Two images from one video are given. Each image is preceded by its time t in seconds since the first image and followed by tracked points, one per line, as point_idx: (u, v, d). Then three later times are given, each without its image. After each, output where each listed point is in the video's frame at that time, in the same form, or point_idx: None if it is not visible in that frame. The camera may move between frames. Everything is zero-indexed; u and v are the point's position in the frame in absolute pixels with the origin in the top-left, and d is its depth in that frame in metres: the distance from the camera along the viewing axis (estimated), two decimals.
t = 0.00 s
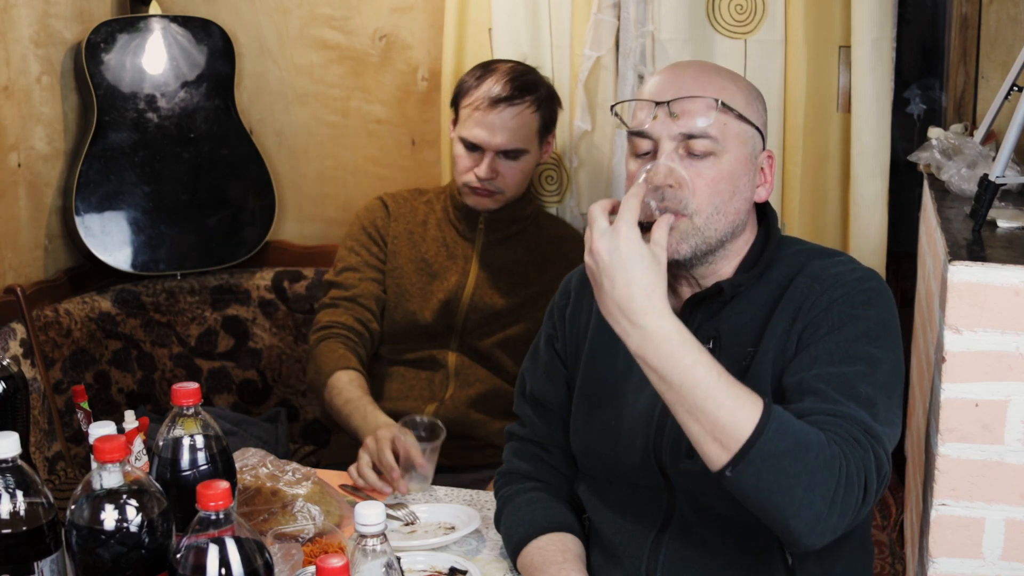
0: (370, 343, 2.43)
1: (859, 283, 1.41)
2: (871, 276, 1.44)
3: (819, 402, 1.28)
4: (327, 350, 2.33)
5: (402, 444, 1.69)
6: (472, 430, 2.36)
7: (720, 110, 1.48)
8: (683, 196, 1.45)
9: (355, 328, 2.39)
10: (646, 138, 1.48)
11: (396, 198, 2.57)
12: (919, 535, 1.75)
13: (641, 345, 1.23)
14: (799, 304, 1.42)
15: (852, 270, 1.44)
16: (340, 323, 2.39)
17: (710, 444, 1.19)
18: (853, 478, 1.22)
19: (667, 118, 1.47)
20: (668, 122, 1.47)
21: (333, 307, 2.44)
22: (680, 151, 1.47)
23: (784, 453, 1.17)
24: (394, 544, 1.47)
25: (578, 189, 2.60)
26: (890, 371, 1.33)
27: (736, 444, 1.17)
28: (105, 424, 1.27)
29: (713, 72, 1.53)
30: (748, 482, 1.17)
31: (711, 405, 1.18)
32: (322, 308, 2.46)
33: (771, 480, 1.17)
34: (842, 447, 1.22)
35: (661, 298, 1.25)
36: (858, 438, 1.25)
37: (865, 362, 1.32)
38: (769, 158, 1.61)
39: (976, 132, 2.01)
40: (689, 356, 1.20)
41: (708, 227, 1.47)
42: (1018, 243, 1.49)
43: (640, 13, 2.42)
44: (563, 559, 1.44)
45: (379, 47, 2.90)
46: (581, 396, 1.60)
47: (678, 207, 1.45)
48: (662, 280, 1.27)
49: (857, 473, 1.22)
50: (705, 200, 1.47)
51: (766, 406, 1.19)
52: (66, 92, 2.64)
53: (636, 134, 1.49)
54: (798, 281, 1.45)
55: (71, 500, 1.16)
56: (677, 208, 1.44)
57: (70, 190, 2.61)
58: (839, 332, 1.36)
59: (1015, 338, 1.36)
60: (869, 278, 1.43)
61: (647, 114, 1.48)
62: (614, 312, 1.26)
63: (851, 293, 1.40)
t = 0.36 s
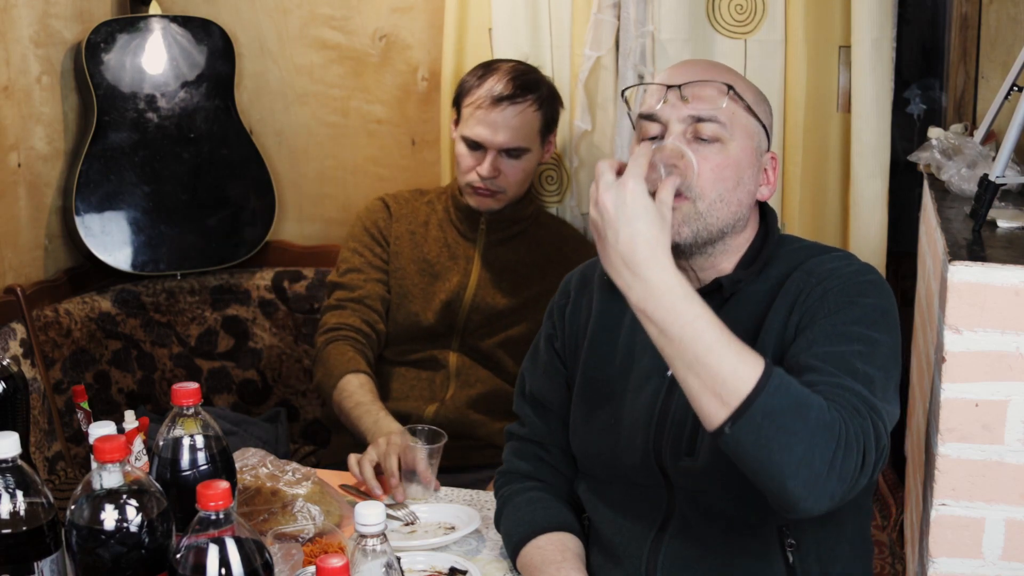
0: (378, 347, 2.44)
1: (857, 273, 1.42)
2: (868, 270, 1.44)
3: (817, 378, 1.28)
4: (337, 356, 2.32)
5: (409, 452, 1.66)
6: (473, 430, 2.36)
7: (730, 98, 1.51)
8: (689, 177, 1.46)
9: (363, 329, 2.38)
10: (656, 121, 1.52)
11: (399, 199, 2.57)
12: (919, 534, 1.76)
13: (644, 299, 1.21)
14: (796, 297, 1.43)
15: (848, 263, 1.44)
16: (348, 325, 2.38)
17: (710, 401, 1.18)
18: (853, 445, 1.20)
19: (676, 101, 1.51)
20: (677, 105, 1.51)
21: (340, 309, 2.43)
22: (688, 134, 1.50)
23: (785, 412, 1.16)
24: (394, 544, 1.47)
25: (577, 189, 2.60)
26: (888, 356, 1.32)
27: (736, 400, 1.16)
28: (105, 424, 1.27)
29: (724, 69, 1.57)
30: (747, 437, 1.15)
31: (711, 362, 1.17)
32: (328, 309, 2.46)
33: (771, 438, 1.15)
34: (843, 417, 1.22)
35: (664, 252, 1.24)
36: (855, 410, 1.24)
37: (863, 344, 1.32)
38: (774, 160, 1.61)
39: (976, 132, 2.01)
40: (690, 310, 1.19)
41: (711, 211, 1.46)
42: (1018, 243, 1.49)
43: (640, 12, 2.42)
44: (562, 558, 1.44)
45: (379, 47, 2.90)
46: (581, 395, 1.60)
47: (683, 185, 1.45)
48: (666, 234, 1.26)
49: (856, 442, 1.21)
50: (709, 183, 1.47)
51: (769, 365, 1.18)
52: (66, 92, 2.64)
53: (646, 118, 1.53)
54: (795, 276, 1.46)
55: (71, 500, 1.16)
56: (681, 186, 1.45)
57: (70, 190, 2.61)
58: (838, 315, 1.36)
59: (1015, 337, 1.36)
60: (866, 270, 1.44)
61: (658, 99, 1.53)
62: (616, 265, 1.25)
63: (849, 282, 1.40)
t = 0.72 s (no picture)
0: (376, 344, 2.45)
1: (852, 265, 1.42)
2: (865, 265, 1.44)
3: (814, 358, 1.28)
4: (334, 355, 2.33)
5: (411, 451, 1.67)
6: (473, 430, 2.36)
7: (738, 92, 1.53)
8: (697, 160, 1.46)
9: (359, 330, 2.39)
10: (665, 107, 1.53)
11: (398, 200, 2.57)
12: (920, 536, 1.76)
13: (646, 255, 1.24)
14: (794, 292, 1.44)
15: (846, 259, 1.44)
16: (345, 326, 2.39)
17: (705, 358, 1.17)
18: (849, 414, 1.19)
19: (687, 88, 1.52)
20: (688, 92, 1.52)
21: (337, 310, 2.44)
22: (696, 121, 1.50)
23: (780, 371, 1.15)
24: (394, 544, 1.47)
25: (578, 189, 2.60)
26: (886, 343, 1.32)
27: (733, 357, 1.15)
28: (105, 424, 1.27)
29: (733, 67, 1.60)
30: (743, 395, 1.14)
31: (710, 320, 1.17)
32: (328, 310, 2.47)
33: (767, 395, 1.14)
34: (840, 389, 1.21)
35: (668, 209, 1.26)
36: (851, 384, 1.23)
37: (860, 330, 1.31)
38: (776, 163, 1.62)
39: (976, 132, 2.01)
40: (690, 266, 1.21)
41: (716, 196, 1.46)
42: (1019, 243, 1.49)
43: (640, 12, 2.41)
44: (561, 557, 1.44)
45: (379, 47, 2.90)
46: (581, 394, 1.60)
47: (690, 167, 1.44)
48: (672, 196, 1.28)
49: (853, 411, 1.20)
50: (716, 170, 1.46)
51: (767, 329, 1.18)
52: (66, 92, 2.64)
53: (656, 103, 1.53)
54: (793, 273, 1.46)
55: (71, 500, 1.16)
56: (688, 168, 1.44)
57: (70, 190, 2.61)
58: (835, 302, 1.36)
59: (1015, 338, 1.36)
60: (864, 267, 1.43)
61: (668, 86, 1.53)
62: (621, 222, 1.28)
63: (845, 274, 1.40)
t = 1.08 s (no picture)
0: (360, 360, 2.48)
1: (854, 268, 1.42)
2: (866, 266, 1.44)
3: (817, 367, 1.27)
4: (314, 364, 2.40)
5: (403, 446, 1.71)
6: (473, 430, 2.37)
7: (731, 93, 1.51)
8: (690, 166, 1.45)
9: (340, 343, 2.44)
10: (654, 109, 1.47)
11: (392, 204, 2.56)
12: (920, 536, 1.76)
13: (644, 282, 1.17)
14: (795, 294, 1.44)
15: (848, 261, 1.44)
16: (325, 341, 2.44)
17: (708, 381, 1.14)
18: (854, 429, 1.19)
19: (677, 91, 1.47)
20: (679, 95, 1.47)
21: (322, 322, 2.48)
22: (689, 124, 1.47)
23: (785, 390, 1.13)
24: (394, 544, 1.47)
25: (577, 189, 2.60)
26: (888, 344, 1.32)
27: (737, 381, 1.12)
28: (105, 424, 1.27)
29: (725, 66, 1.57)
30: (748, 417, 1.12)
31: (711, 341, 1.13)
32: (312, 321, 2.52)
33: (772, 418, 1.12)
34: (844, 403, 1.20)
35: (663, 231, 1.20)
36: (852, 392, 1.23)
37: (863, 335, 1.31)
38: (773, 157, 1.61)
39: (976, 132, 2.01)
40: (691, 290, 1.15)
41: (711, 200, 1.47)
42: (1019, 243, 1.49)
43: (641, 13, 2.40)
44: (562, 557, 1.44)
45: (379, 47, 2.90)
46: (581, 394, 1.60)
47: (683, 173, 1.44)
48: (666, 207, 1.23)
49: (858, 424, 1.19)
50: (709, 174, 1.46)
51: (770, 347, 1.14)
52: (66, 92, 2.65)
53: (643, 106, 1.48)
54: (795, 273, 1.46)
55: (71, 500, 1.16)
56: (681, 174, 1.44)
57: (70, 190, 2.61)
58: (836, 305, 1.36)
59: (1015, 337, 1.36)
60: (866, 269, 1.43)
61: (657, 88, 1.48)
62: (616, 246, 1.21)
63: (847, 278, 1.40)
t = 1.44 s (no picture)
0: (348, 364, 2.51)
1: (866, 293, 1.41)
2: (873, 282, 1.44)
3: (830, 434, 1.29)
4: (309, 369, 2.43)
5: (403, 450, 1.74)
6: (472, 430, 2.37)
7: (664, 134, 1.38)
8: (651, 228, 1.34)
9: (331, 348, 2.47)
10: (604, 176, 1.37)
11: (386, 207, 2.55)
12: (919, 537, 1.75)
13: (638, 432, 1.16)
14: (804, 319, 1.43)
15: (856, 275, 1.44)
16: (317, 346, 2.47)
17: (724, 508, 1.19)
18: (874, 516, 1.23)
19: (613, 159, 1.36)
20: (615, 160, 1.36)
21: (312, 327, 2.51)
22: (637, 184, 1.35)
23: (793, 495, 1.18)
24: (394, 544, 1.48)
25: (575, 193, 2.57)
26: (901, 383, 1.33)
27: (747, 506, 1.17)
28: (105, 424, 1.27)
29: (659, 88, 1.43)
30: (766, 534, 1.18)
31: (719, 473, 1.16)
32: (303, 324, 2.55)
33: (787, 530, 1.18)
34: (853, 482, 1.24)
35: (643, 375, 1.16)
36: (861, 463, 1.26)
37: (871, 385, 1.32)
38: (744, 158, 1.47)
39: (976, 132, 2.01)
40: (686, 431, 1.15)
41: (683, 248, 1.41)
42: (1019, 243, 1.49)
43: (640, 13, 2.40)
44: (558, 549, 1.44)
45: (379, 47, 2.89)
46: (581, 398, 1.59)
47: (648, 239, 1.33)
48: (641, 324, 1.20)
49: (876, 505, 1.24)
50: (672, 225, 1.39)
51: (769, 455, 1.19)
52: (66, 92, 2.65)
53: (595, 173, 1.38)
54: (802, 288, 1.45)
55: (71, 500, 1.16)
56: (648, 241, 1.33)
57: (70, 190, 2.61)
58: (850, 349, 1.36)
59: (1015, 337, 1.36)
60: (874, 283, 1.44)
61: (597, 154, 1.37)
62: (602, 402, 1.18)
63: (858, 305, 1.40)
